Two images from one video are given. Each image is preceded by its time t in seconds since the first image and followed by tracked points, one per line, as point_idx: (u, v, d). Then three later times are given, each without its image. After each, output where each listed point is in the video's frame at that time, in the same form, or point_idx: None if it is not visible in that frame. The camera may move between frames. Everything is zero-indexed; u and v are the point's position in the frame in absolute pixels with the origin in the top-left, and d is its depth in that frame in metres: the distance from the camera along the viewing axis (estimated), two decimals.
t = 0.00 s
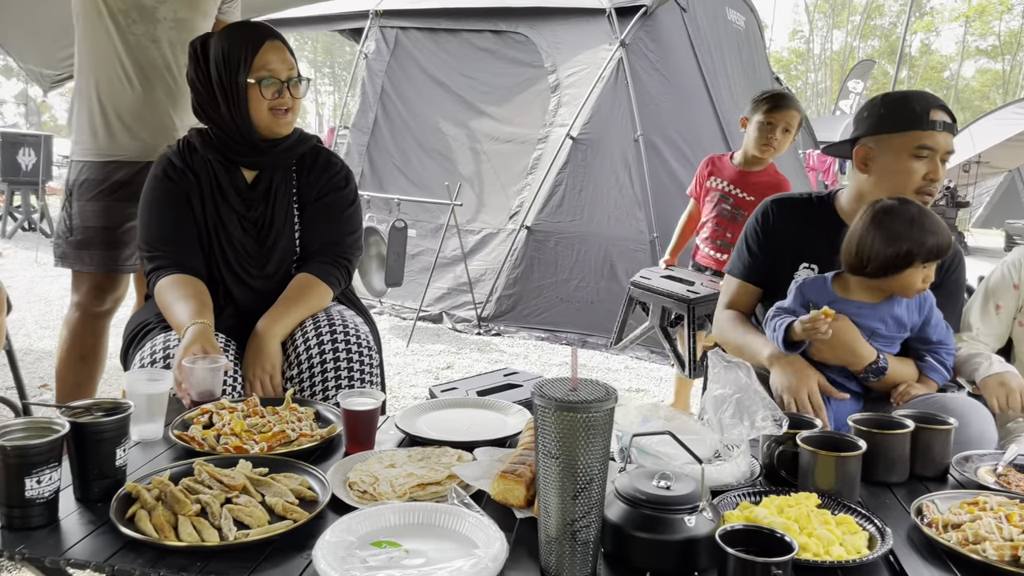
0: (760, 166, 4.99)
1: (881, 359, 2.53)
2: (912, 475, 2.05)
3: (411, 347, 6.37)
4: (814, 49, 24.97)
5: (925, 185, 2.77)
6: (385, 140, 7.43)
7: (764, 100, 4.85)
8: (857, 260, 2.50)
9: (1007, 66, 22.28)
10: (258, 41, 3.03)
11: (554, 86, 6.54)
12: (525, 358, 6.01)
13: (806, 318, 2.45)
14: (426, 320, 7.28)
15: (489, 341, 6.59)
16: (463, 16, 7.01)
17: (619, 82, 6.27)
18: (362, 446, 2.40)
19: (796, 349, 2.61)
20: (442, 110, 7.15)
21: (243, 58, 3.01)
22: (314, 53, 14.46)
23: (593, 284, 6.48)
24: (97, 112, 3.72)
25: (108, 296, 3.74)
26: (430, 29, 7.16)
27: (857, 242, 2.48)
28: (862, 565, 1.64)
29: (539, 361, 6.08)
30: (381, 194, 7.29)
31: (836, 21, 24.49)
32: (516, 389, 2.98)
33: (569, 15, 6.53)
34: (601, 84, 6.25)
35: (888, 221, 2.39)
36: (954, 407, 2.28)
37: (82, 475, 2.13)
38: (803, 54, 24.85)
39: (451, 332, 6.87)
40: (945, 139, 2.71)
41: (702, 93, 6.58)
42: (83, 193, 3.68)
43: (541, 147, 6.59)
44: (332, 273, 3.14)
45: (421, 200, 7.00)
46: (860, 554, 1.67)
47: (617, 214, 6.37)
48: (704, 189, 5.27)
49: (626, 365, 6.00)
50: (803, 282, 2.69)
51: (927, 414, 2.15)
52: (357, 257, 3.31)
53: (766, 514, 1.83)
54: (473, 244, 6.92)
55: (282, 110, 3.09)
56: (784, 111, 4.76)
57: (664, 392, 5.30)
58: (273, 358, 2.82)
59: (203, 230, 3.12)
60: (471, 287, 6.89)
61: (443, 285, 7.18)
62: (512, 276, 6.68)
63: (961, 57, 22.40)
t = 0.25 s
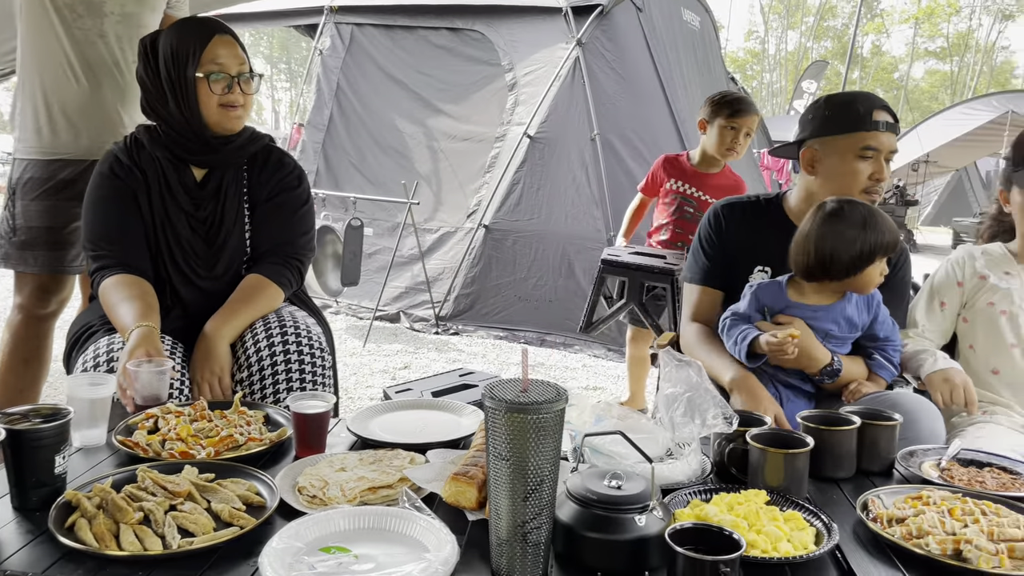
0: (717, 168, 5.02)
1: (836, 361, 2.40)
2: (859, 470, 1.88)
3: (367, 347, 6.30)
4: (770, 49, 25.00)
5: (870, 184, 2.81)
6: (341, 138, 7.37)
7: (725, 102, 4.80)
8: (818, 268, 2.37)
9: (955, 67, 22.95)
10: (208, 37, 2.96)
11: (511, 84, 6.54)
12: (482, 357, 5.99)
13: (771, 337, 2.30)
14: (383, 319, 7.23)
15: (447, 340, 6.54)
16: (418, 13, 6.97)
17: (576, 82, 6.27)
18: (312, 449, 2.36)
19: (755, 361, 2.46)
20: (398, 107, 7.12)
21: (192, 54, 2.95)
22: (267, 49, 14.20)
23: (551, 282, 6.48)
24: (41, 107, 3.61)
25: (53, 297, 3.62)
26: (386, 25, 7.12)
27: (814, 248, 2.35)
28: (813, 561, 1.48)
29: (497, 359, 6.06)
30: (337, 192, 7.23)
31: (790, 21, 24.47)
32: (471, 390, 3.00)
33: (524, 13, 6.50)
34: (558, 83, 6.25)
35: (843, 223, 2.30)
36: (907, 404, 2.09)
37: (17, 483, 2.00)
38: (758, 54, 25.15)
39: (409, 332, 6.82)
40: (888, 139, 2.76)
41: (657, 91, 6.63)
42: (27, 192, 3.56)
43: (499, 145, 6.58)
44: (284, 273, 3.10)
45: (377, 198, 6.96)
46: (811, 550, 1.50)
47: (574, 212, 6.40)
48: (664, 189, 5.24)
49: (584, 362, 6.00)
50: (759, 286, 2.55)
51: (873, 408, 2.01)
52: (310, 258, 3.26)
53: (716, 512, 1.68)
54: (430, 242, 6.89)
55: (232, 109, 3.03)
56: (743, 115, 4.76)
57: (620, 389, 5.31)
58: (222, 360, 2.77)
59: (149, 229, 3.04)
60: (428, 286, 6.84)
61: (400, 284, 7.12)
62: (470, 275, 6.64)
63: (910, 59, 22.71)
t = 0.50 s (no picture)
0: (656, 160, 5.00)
1: (786, 357, 2.39)
2: (807, 465, 1.86)
3: (320, 347, 6.22)
4: (722, 50, 25.29)
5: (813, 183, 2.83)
6: (293, 134, 7.29)
7: (658, 97, 4.74)
8: (765, 266, 2.36)
9: (901, 69, 23.68)
10: (153, 29, 2.88)
11: (466, 81, 6.51)
12: (437, 356, 5.95)
13: (725, 342, 2.27)
14: (337, 318, 7.15)
15: (402, 340, 6.48)
16: (372, 8, 6.90)
17: (531, 79, 6.25)
18: (260, 451, 2.29)
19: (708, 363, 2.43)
20: (352, 103, 7.05)
21: (137, 46, 2.86)
22: (217, 42, 13.89)
23: (507, 280, 6.46)
24: None
25: None
26: (339, 21, 7.03)
27: (756, 247, 2.35)
28: (761, 557, 1.48)
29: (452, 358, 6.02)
30: (288, 189, 7.16)
31: (742, 23, 24.76)
32: (423, 389, 2.98)
33: (478, 10, 6.48)
34: (513, 81, 6.23)
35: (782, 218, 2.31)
36: (856, 401, 2.08)
37: None
38: (711, 55, 25.36)
39: (363, 331, 6.74)
40: (829, 138, 2.78)
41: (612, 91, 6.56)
42: None
43: (454, 143, 6.55)
44: (232, 272, 3.02)
45: (330, 195, 6.88)
46: (759, 544, 1.51)
47: (529, 210, 6.37)
48: (607, 185, 5.11)
49: (540, 360, 6.01)
50: (707, 287, 2.49)
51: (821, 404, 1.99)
52: (260, 257, 3.19)
53: (668, 508, 1.65)
54: (385, 240, 6.83)
55: (179, 104, 2.94)
56: (675, 110, 4.72)
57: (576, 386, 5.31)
58: (167, 361, 2.69)
59: (91, 227, 2.93)
60: (383, 285, 6.78)
61: (354, 283, 7.05)
62: (426, 273, 6.62)
63: (859, 60, 23.48)
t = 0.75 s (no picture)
0: (583, 156, 4.95)
1: (733, 354, 2.38)
2: (756, 460, 1.89)
3: (271, 347, 6.11)
4: (674, 51, 25.92)
5: (727, 178, 2.63)
6: (242, 130, 7.16)
7: (572, 96, 4.68)
8: (705, 261, 2.36)
9: (845, 72, 24.44)
10: (94, 20, 2.75)
11: (419, 78, 6.45)
12: (391, 355, 5.89)
13: (673, 337, 2.27)
14: (287, 317, 7.04)
15: (354, 339, 6.39)
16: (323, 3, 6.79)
17: (484, 78, 6.19)
18: (206, 454, 2.22)
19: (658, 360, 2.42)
20: (303, 99, 6.94)
21: (78, 37, 2.73)
22: (164, 35, 13.56)
23: (461, 278, 6.43)
24: None
25: None
26: (289, 15, 6.90)
27: (698, 242, 2.34)
28: (711, 553, 1.50)
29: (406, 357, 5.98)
30: (238, 186, 7.04)
31: (693, 25, 25.26)
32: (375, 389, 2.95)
33: (431, 8, 6.42)
34: (466, 79, 6.14)
35: (724, 215, 2.30)
36: (804, 397, 2.11)
37: None
38: (663, 56, 25.86)
39: (314, 330, 6.65)
40: (741, 130, 2.59)
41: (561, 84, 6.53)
42: None
43: (407, 140, 6.50)
44: (177, 271, 2.92)
45: (280, 192, 6.77)
46: (709, 540, 1.52)
47: (483, 208, 6.34)
48: (541, 188, 4.98)
49: (494, 358, 6.01)
50: (656, 283, 2.49)
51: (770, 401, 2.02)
52: (206, 255, 3.08)
53: (619, 505, 1.64)
54: (336, 238, 6.76)
55: (123, 98, 2.82)
56: (590, 107, 4.67)
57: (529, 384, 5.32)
58: (109, 362, 2.60)
59: (28, 225, 2.81)
60: (335, 283, 6.69)
61: (305, 281, 6.95)
62: (378, 271, 6.55)
63: (806, 63, 24.52)
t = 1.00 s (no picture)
0: (521, 152, 4.92)
1: (681, 352, 2.39)
2: (706, 458, 1.91)
3: (216, 347, 5.93)
4: (622, 52, 25.72)
5: (665, 177, 2.64)
6: (186, 125, 6.96)
7: (505, 95, 4.67)
8: (651, 261, 2.36)
9: (789, 75, 25.06)
10: (31, 9, 2.61)
11: (369, 74, 6.36)
12: (340, 354, 5.80)
13: (618, 338, 2.26)
14: (233, 317, 6.86)
15: (303, 338, 6.26)
16: None
17: (435, 75, 6.12)
18: (146, 460, 2.13)
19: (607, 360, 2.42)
20: (249, 94, 6.78)
21: (13, 28, 2.58)
22: (105, 26, 13.08)
23: (412, 277, 6.34)
24: None
25: None
26: (235, 8, 6.73)
27: (645, 241, 2.35)
28: (661, 552, 1.51)
29: (355, 356, 5.88)
30: (181, 182, 6.84)
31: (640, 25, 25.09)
32: (324, 390, 2.89)
33: (382, 4, 6.34)
34: (417, 76, 6.09)
35: (671, 215, 2.31)
36: (753, 395, 2.14)
37: None
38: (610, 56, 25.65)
39: (261, 330, 6.49)
40: (678, 129, 2.61)
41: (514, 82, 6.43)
42: None
43: (357, 137, 6.40)
44: (117, 271, 2.79)
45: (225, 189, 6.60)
46: (660, 540, 1.52)
47: (434, 206, 6.25)
48: (483, 188, 4.92)
49: (445, 357, 5.96)
50: (603, 285, 2.48)
51: (720, 399, 2.05)
52: (148, 254, 2.94)
53: (571, 505, 1.63)
54: (284, 235, 6.62)
55: (61, 90, 2.69)
56: (524, 105, 4.66)
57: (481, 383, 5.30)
58: (45, 365, 2.49)
59: None
60: (282, 282, 6.55)
61: (251, 280, 6.79)
62: (327, 269, 6.43)
63: (752, 66, 25.16)
